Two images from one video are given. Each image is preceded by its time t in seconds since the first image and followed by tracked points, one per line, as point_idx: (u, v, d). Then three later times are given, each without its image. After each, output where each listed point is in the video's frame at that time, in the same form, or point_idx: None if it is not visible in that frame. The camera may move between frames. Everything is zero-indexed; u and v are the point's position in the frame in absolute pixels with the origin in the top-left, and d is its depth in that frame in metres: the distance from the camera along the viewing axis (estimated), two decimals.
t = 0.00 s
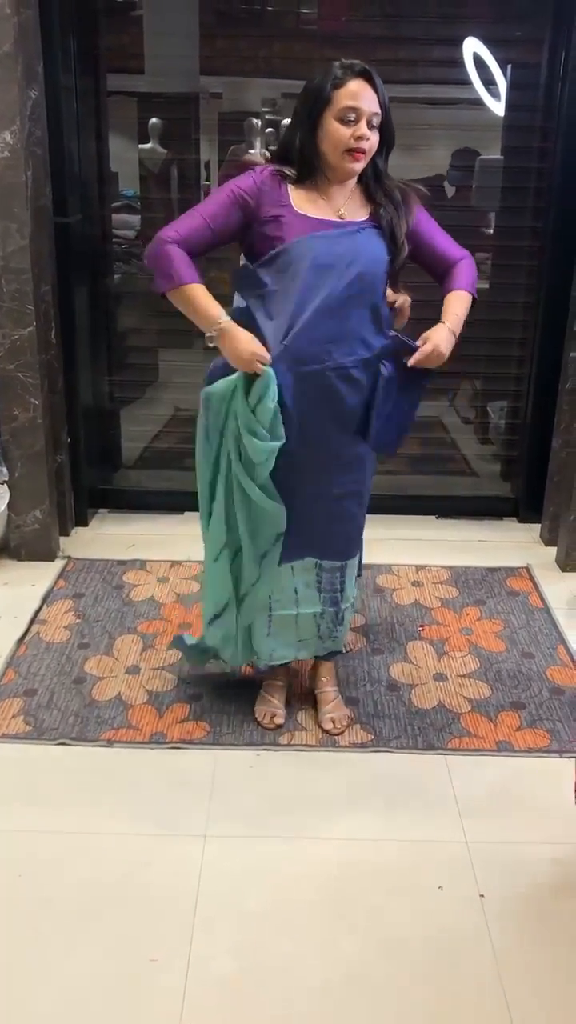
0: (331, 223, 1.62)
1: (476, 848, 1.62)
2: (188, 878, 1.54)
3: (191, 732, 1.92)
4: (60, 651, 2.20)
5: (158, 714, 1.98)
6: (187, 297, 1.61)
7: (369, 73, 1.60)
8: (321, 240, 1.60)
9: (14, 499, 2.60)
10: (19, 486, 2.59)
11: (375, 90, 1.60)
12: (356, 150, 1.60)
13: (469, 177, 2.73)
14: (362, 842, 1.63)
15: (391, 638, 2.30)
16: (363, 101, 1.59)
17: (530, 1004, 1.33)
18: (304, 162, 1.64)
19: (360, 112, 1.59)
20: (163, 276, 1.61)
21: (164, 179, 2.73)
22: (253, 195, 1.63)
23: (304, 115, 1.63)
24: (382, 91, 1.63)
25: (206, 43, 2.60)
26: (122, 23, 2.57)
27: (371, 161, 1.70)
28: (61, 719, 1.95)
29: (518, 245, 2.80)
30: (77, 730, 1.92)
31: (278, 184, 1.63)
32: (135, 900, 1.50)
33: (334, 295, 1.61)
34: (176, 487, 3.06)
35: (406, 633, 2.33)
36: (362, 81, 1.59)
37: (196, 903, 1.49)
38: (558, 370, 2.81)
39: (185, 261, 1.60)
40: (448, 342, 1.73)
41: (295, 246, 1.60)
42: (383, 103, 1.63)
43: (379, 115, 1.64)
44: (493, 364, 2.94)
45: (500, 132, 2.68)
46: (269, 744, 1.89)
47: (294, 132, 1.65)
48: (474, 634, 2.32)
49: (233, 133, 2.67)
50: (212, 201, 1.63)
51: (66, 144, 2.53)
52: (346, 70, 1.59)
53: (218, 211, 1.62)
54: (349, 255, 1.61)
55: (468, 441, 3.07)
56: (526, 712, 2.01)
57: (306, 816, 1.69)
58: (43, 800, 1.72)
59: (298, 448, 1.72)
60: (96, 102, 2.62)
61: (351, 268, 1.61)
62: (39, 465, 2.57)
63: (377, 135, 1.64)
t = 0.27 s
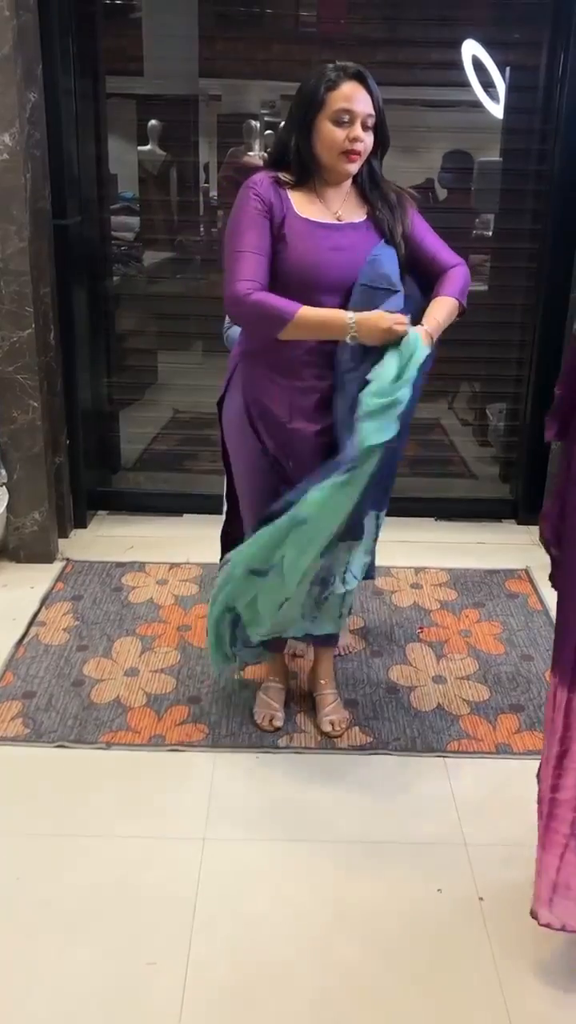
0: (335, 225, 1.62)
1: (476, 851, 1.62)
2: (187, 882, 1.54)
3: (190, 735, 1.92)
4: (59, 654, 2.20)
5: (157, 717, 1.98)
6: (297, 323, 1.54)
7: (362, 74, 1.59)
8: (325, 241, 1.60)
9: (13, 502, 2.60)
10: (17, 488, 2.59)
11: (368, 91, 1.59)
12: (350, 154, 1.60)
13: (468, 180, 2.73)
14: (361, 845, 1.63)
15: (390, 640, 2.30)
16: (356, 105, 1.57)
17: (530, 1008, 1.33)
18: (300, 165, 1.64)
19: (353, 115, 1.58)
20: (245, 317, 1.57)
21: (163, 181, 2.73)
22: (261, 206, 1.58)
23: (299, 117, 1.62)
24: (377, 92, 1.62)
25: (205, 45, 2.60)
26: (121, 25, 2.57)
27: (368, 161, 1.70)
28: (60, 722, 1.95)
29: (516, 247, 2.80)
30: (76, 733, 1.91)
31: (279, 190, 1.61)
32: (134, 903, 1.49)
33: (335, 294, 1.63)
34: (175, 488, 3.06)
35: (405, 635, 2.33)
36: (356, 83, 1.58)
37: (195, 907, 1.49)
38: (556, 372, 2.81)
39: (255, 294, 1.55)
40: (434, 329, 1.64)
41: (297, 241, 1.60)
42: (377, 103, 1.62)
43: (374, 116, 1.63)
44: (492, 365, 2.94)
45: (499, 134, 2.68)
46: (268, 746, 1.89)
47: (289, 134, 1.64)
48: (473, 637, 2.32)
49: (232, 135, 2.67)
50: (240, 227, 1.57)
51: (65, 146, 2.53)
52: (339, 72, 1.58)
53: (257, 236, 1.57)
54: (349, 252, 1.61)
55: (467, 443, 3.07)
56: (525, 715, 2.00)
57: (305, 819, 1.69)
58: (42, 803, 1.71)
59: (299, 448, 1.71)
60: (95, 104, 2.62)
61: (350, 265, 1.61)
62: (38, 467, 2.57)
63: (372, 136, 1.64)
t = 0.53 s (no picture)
0: (334, 227, 1.61)
1: (476, 854, 1.62)
2: (187, 885, 1.53)
3: (190, 737, 1.92)
4: (59, 656, 2.19)
5: (156, 719, 1.97)
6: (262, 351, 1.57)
7: (346, 71, 1.59)
8: (325, 244, 1.60)
9: (13, 503, 2.60)
10: (17, 489, 2.59)
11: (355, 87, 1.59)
12: (345, 151, 1.59)
13: (468, 182, 2.73)
14: (362, 847, 1.63)
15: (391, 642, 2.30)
16: (345, 101, 1.58)
17: (531, 1011, 1.33)
18: (297, 169, 1.63)
19: (344, 111, 1.58)
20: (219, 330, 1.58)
21: (164, 183, 2.73)
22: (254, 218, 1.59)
23: (289, 121, 1.62)
24: (363, 89, 1.63)
25: (205, 46, 2.60)
26: (121, 27, 2.57)
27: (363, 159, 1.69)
28: (59, 724, 1.94)
29: (517, 249, 2.80)
30: (76, 735, 1.91)
31: (273, 197, 1.61)
32: (134, 906, 1.49)
33: (337, 296, 1.63)
34: (175, 490, 3.06)
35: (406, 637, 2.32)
36: (341, 80, 1.58)
37: (195, 909, 1.48)
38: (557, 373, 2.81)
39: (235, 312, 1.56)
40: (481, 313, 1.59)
41: (296, 243, 1.59)
42: (365, 98, 1.62)
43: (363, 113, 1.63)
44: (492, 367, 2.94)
45: (499, 136, 2.68)
46: (268, 749, 1.89)
47: (281, 139, 1.64)
48: (473, 638, 2.32)
49: (232, 137, 2.67)
50: (230, 243, 1.58)
51: (65, 147, 2.53)
52: (323, 72, 1.59)
53: (243, 252, 1.58)
54: (347, 251, 1.61)
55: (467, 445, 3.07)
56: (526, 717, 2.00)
57: (306, 822, 1.69)
58: (40, 805, 1.71)
59: (301, 451, 1.71)
60: (95, 105, 2.62)
61: (348, 263, 1.61)
62: (37, 468, 2.57)
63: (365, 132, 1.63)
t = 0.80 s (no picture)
0: (328, 229, 1.60)
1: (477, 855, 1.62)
2: (188, 885, 1.53)
3: (190, 738, 1.91)
4: (60, 656, 2.19)
5: (157, 720, 1.97)
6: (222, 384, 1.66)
7: (348, 72, 1.59)
8: (318, 246, 1.60)
9: (13, 503, 2.60)
10: (18, 489, 2.59)
11: (356, 89, 1.59)
12: (344, 152, 1.59)
13: (469, 182, 2.73)
14: (363, 848, 1.63)
15: (392, 643, 2.30)
16: (347, 102, 1.57)
17: (532, 1011, 1.33)
18: (292, 169, 1.63)
19: (345, 113, 1.58)
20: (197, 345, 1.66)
21: (164, 183, 2.73)
22: (244, 222, 1.60)
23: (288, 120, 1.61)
24: (363, 90, 1.62)
25: (206, 47, 2.60)
26: (122, 27, 2.57)
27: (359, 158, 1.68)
28: (60, 724, 1.94)
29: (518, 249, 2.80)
30: (76, 735, 1.91)
31: (265, 200, 1.61)
32: (135, 906, 1.49)
33: (333, 297, 1.63)
34: (176, 490, 3.06)
35: (407, 639, 2.32)
36: (344, 81, 1.58)
37: (196, 910, 1.48)
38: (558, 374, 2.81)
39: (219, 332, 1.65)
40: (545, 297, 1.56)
41: (289, 243, 1.59)
42: (364, 100, 1.62)
43: (363, 114, 1.62)
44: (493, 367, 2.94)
45: (500, 136, 2.68)
46: (268, 750, 1.89)
47: (278, 138, 1.63)
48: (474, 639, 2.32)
49: (233, 138, 2.67)
50: (218, 250, 1.61)
51: (66, 147, 2.53)
52: (325, 71, 1.58)
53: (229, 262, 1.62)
54: (340, 250, 1.61)
55: (468, 445, 3.07)
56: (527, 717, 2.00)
57: (307, 822, 1.69)
58: (41, 806, 1.71)
59: (298, 453, 1.71)
60: (96, 106, 2.63)
61: (342, 262, 1.61)
62: (38, 469, 2.57)
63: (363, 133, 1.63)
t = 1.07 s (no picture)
0: (323, 228, 1.60)
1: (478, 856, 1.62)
2: (189, 885, 1.53)
3: (191, 738, 1.91)
4: (61, 656, 2.19)
5: (158, 720, 1.97)
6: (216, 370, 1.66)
7: (358, 73, 1.58)
8: (311, 245, 1.59)
9: (14, 504, 2.61)
10: (20, 489, 2.59)
11: (364, 94, 1.59)
12: (342, 151, 1.58)
13: (470, 183, 2.73)
14: (364, 848, 1.63)
15: (393, 643, 2.30)
16: (350, 103, 1.57)
17: (532, 1011, 1.33)
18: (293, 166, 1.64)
19: (348, 113, 1.58)
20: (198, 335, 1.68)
21: (166, 184, 2.73)
22: (239, 221, 1.62)
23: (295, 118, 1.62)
24: (373, 92, 1.61)
25: (207, 47, 2.60)
26: (123, 28, 2.58)
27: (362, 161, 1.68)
28: (61, 725, 1.94)
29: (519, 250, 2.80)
30: (78, 735, 1.91)
31: (262, 199, 1.62)
32: (136, 906, 1.49)
33: (323, 296, 1.62)
34: (177, 491, 3.06)
35: (408, 640, 2.32)
36: (351, 81, 1.57)
37: (197, 910, 1.48)
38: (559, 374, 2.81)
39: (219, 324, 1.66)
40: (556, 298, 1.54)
41: (282, 242, 1.60)
42: (372, 109, 1.62)
43: (369, 115, 1.62)
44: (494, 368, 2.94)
45: (501, 137, 2.68)
46: (269, 750, 1.89)
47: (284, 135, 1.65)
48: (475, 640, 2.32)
49: (234, 138, 2.67)
50: (216, 247, 1.64)
51: (68, 147, 2.53)
52: (334, 70, 1.58)
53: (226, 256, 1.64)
54: (334, 249, 1.60)
55: (469, 445, 3.07)
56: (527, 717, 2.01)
57: (307, 823, 1.69)
58: (42, 806, 1.71)
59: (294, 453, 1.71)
60: (98, 107, 2.63)
61: (335, 261, 1.60)
62: (39, 469, 2.57)
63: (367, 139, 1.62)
